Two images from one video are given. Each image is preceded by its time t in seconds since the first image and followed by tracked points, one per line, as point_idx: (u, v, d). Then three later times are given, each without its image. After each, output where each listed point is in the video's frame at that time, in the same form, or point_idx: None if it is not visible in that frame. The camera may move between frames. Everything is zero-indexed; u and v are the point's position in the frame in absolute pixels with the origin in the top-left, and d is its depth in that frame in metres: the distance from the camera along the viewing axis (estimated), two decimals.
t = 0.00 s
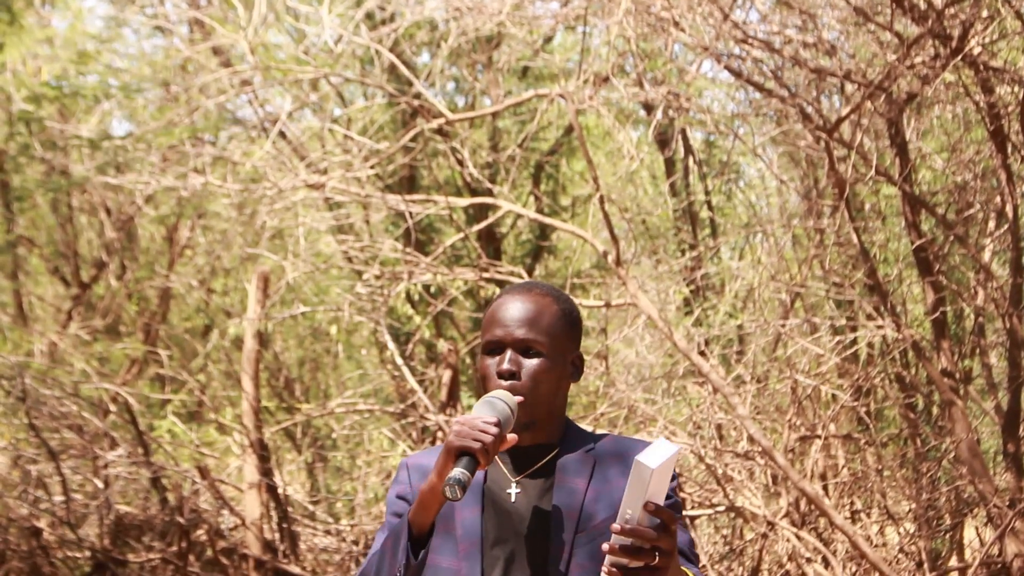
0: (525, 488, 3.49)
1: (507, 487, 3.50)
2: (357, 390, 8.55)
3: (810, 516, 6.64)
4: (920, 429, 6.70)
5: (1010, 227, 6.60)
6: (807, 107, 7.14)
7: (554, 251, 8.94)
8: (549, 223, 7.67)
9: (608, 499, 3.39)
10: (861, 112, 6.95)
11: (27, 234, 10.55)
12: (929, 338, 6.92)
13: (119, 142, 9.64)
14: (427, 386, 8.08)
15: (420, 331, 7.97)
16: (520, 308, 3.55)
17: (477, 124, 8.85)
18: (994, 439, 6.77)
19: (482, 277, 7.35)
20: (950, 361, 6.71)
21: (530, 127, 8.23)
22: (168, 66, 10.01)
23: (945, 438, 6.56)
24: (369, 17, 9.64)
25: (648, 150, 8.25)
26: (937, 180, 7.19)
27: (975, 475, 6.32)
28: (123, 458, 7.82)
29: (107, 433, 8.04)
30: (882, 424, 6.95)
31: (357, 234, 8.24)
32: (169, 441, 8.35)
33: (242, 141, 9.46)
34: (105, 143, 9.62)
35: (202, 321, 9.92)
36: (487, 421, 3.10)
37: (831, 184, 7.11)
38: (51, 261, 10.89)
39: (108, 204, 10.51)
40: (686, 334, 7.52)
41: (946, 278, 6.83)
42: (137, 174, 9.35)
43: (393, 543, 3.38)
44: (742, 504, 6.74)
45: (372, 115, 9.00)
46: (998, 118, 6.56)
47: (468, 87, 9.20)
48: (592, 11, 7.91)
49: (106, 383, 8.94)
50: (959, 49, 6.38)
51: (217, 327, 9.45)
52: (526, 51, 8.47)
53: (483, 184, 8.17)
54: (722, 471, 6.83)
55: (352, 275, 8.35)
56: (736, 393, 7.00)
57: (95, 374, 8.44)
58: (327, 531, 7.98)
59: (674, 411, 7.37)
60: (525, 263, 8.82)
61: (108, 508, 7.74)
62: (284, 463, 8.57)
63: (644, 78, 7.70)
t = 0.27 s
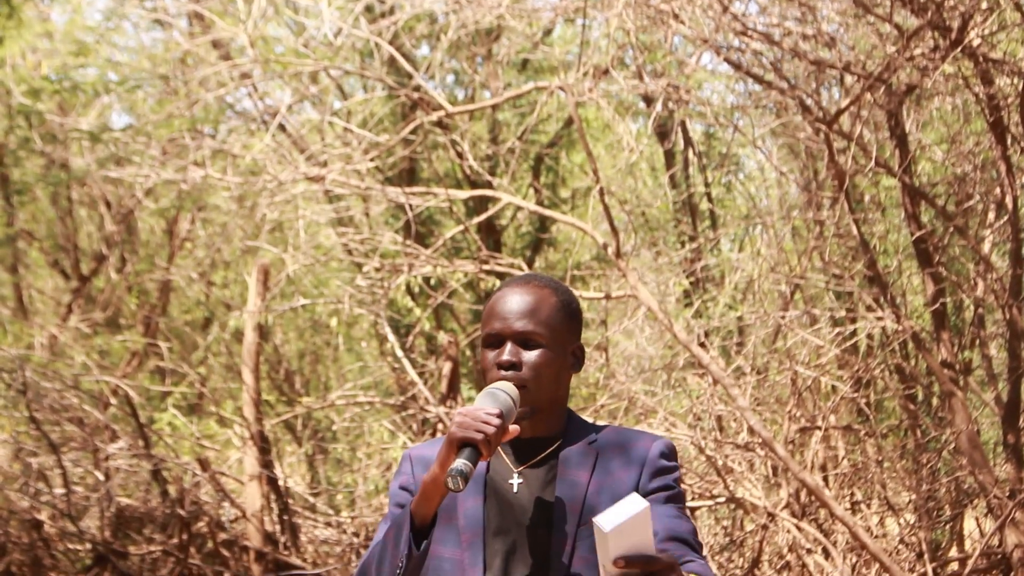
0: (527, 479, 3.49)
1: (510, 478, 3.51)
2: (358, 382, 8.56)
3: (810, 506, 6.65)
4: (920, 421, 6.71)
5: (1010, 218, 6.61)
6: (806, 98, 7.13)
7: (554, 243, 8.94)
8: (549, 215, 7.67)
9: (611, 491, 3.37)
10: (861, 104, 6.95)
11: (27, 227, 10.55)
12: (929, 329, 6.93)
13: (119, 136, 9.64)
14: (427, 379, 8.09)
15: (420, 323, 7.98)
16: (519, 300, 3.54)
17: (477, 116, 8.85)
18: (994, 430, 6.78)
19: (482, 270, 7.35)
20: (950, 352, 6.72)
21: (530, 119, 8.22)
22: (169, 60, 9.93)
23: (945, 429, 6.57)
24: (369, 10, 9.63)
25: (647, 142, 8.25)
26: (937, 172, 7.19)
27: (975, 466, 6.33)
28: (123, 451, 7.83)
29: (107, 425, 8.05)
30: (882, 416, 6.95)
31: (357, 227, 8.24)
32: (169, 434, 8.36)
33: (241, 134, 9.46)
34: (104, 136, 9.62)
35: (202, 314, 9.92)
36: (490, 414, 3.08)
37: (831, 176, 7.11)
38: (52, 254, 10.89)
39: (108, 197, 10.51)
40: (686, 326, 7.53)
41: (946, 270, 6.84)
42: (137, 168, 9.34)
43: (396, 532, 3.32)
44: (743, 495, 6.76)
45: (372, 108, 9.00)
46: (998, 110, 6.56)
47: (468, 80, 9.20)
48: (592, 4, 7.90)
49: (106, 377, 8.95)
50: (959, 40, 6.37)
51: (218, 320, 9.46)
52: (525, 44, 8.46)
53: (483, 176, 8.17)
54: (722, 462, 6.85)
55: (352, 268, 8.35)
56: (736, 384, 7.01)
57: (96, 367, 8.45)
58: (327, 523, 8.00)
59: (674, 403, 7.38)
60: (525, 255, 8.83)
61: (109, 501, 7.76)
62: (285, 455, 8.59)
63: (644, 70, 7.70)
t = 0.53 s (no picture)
0: (528, 455, 3.39)
1: (512, 454, 3.40)
2: (357, 360, 8.57)
3: (809, 484, 6.67)
4: (919, 399, 6.74)
5: (1010, 196, 6.60)
6: (806, 77, 7.12)
7: (553, 221, 8.94)
8: (548, 193, 7.65)
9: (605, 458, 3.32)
10: (861, 82, 6.93)
11: (27, 205, 10.56)
12: (928, 307, 6.93)
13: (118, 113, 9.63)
14: (426, 356, 8.10)
15: (419, 301, 7.98)
16: (536, 276, 3.45)
17: (476, 94, 8.83)
18: (993, 408, 6.79)
19: (481, 247, 7.34)
20: (949, 331, 6.72)
21: (530, 97, 8.20)
22: (168, 37, 9.88)
23: (944, 407, 6.58)
24: None
25: (647, 120, 8.24)
26: (937, 150, 7.19)
27: (974, 444, 6.33)
28: (124, 428, 7.86)
29: (107, 403, 8.08)
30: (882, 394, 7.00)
31: (357, 205, 8.23)
32: (169, 411, 8.38)
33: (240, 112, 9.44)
34: (103, 113, 9.60)
35: (202, 292, 9.93)
36: (488, 384, 2.98)
37: (830, 154, 7.11)
38: (51, 232, 10.90)
39: (107, 175, 10.51)
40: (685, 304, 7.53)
41: (945, 248, 6.85)
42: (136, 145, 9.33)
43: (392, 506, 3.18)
44: (742, 472, 6.78)
45: (372, 86, 8.99)
46: (998, 88, 6.54)
47: (467, 57, 9.18)
48: None
49: (105, 354, 8.96)
50: (959, 18, 6.35)
51: (217, 298, 9.47)
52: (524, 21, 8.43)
53: (483, 154, 8.16)
54: (722, 440, 6.88)
55: (351, 245, 8.35)
56: (735, 362, 7.02)
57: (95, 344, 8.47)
58: (327, 500, 8.02)
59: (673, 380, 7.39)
60: (525, 233, 8.83)
61: (109, 478, 7.78)
62: (284, 433, 8.61)
63: (643, 48, 7.68)
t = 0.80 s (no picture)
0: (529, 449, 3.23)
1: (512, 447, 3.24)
2: (356, 352, 8.56)
3: (808, 477, 6.68)
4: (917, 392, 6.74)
5: (1008, 189, 6.59)
6: (805, 69, 7.12)
7: (552, 213, 8.93)
8: (547, 185, 7.64)
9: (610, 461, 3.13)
10: (860, 75, 6.93)
11: (26, 197, 10.57)
12: (927, 301, 6.93)
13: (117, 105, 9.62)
14: (425, 349, 8.09)
15: (418, 293, 7.98)
16: (522, 272, 3.31)
17: (475, 86, 8.83)
18: (992, 401, 6.79)
19: (480, 240, 7.34)
20: (948, 324, 6.73)
21: (528, 90, 8.20)
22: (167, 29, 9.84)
23: (942, 400, 6.58)
24: None
25: (646, 113, 8.24)
26: (936, 143, 7.19)
27: (972, 437, 6.35)
28: (122, 420, 7.86)
29: (106, 394, 8.08)
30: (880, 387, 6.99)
31: (355, 197, 8.22)
32: (167, 404, 8.39)
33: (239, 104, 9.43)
34: (102, 105, 9.60)
35: (201, 284, 9.92)
36: (473, 380, 2.90)
37: (829, 147, 7.11)
38: (50, 223, 10.91)
39: (106, 167, 10.51)
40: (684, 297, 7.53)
41: (944, 241, 6.85)
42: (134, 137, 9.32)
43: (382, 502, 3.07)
44: (740, 465, 6.78)
45: (371, 78, 8.98)
46: (996, 81, 6.53)
47: (466, 50, 9.17)
48: None
49: (103, 346, 8.97)
50: (958, 12, 6.35)
51: (216, 290, 9.47)
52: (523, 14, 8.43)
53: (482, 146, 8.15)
54: (720, 433, 6.88)
55: (350, 237, 8.35)
56: (734, 355, 7.02)
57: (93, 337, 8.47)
58: (325, 493, 8.03)
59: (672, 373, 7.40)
60: (523, 225, 8.82)
61: (108, 470, 7.80)
62: (283, 425, 8.61)
63: (642, 41, 7.67)
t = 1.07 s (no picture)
0: (530, 442, 3.32)
1: (513, 438, 3.34)
2: (356, 343, 8.57)
3: (807, 467, 6.71)
4: (917, 383, 6.70)
5: (1008, 179, 6.60)
6: (805, 60, 7.12)
7: (552, 204, 8.94)
8: (547, 176, 7.64)
9: (611, 459, 3.18)
10: (859, 66, 6.93)
11: (25, 188, 10.57)
12: (926, 291, 6.94)
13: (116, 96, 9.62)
14: (425, 339, 8.09)
15: (418, 284, 7.98)
16: (526, 266, 3.34)
17: (474, 77, 8.82)
18: (992, 391, 6.80)
19: (479, 231, 7.34)
20: (947, 315, 6.76)
21: (528, 81, 8.20)
22: (166, 20, 9.81)
23: (942, 390, 6.59)
24: None
25: (645, 104, 8.24)
26: (935, 134, 7.19)
27: (972, 428, 6.37)
28: (122, 411, 7.88)
29: (106, 385, 8.10)
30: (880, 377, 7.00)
31: (355, 188, 8.22)
32: (167, 394, 8.40)
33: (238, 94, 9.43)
34: (101, 96, 9.59)
35: (201, 275, 9.92)
36: (470, 379, 2.96)
37: (829, 138, 7.12)
38: (49, 214, 10.92)
39: (106, 158, 10.51)
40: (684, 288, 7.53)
41: (943, 231, 6.85)
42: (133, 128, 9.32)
43: (381, 497, 3.18)
44: (740, 455, 6.80)
45: (370, 69, 8.98)
46: (996, 72, 6.54)
47: (466, 40, 9.17)
48: None
49: (103, 337, 8.98)
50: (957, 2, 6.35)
51: (216, 281, 9.48)
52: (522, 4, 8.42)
53: (481, 137, 8.15)
54: (720, 423, 6.89)
55: (349, 228, 8.35)
56: (733, 345, 7.03)
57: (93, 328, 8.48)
58: (325, 483, 8.04)
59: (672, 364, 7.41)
60: (523, 216, 8.83)
61: (108, 461, 7.82)
62: (283, 416, 8.62)
63: (642, 32, 7.67)
